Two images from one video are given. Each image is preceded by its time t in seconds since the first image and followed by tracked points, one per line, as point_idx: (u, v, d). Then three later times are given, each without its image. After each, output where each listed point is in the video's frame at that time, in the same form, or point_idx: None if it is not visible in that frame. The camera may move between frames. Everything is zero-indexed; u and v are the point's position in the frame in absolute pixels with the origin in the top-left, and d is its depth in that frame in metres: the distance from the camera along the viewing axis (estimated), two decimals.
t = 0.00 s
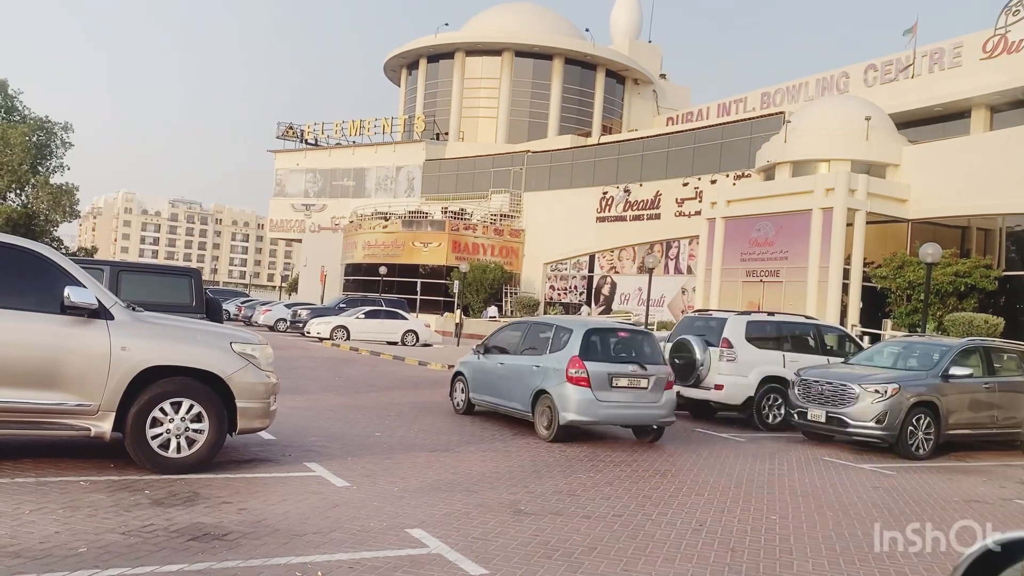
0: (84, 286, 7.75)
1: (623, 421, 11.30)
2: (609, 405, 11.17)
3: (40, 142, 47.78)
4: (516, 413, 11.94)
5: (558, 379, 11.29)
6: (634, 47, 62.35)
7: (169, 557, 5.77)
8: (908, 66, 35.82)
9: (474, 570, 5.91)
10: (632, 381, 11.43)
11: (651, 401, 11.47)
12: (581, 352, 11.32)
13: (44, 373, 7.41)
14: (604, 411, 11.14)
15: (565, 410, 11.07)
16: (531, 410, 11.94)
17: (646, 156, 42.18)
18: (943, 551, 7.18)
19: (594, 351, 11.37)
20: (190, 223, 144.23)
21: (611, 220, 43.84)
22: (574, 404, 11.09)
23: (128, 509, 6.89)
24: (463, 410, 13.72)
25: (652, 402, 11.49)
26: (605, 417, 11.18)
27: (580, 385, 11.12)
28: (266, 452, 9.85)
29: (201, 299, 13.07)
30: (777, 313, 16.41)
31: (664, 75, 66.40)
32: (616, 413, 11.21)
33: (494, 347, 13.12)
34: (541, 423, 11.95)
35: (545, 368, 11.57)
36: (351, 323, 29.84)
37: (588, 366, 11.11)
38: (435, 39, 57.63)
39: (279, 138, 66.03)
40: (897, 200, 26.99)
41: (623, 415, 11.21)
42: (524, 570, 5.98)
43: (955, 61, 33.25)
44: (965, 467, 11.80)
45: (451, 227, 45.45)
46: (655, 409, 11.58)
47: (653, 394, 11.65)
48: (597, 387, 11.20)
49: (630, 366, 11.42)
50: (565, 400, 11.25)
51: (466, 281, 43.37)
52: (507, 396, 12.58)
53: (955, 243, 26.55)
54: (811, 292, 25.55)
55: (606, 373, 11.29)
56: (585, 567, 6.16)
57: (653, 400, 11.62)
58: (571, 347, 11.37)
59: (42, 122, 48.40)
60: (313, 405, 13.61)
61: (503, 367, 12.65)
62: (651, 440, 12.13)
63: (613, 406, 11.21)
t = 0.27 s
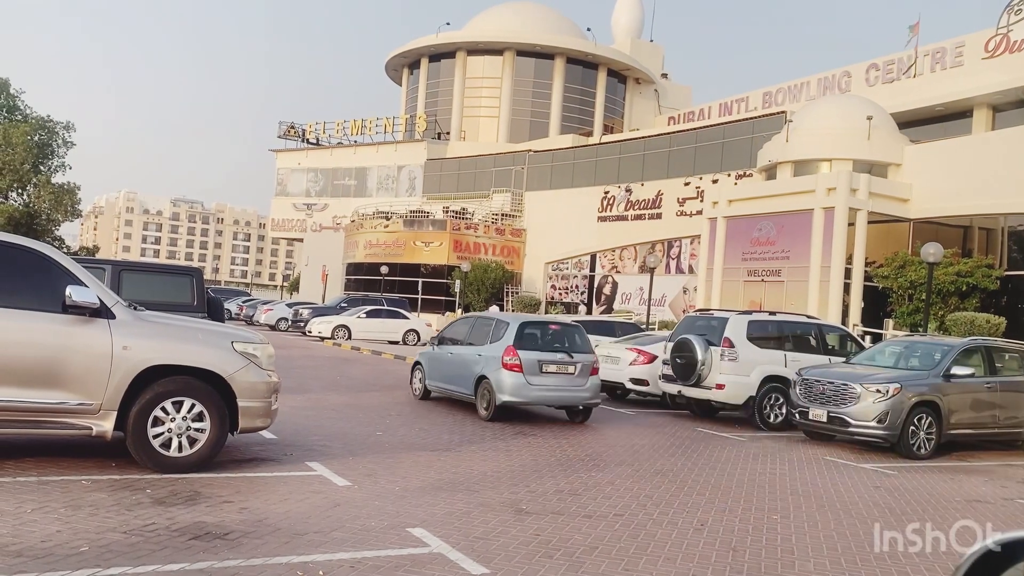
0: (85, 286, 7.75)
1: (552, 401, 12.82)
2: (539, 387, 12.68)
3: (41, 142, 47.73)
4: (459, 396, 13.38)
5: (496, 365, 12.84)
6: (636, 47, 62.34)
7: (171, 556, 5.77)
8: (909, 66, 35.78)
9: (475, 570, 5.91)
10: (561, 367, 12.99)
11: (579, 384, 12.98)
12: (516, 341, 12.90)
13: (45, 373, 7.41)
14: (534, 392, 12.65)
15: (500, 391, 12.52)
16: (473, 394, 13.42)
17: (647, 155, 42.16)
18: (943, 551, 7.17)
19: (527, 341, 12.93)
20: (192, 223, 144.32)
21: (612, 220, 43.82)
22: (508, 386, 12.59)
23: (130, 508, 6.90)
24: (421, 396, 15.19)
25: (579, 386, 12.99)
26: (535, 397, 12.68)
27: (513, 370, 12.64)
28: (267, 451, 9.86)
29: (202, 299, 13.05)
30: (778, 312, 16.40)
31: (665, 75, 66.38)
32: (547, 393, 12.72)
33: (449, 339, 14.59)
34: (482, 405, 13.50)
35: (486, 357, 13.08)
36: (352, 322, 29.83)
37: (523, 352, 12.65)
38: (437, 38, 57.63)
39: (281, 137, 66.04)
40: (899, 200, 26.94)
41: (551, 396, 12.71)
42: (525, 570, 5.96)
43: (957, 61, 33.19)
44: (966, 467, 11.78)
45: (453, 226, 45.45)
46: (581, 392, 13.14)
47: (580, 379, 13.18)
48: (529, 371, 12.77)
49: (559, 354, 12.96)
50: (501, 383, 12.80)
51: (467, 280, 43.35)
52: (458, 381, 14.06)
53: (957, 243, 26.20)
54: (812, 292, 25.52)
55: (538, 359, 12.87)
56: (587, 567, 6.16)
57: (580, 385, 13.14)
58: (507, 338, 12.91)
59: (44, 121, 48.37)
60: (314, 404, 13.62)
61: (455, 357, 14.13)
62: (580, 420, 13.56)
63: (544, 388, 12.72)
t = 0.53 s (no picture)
0: (88, 285, 7.75)
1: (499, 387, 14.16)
2: (488, 376, 13.98)
3: (43, 141, 47.70)
4: (417, 383, 14.62)
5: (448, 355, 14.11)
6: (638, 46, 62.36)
7: (172, 555, 5.77)
8: (911, 65, 35.75)
9: (477, 569, 5.89)
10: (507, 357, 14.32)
11: (525, 372, 14.32)
12: (467, 334, 14.17)
13: (47, 372, 7.42)
14: (483, 379, 13.94)
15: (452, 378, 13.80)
16: (430, 381, 14.70)
17: (649, 154, 42.14)
18: (943, 551, 7.16)
19: (477, 333, 14.21)
20: (194, 222, 144.45)
21: (614, 219, 43.80)
22: (460, 374, 13.89)
23: (132, 507, 6.90)
24: (386, 384, 16.46)
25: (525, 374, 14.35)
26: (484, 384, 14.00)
27: (464, 359, 13.92)
28: (269, 450, 9.86)
29: (203, 298, 13.02)
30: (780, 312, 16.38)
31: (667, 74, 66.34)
32: (494, 381, 14.05)
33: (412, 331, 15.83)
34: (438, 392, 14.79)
35: (441, 348, 14.33)
36: (354, 321, 29.84)
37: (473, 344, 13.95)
38: (439, 38, 57.65)
39: (283, 137, 66.06)
40: (902, 199, 26.89)
41: (499, 383, 14.03)
42: (527, 570, 5.95)
43: (960, 60, 33.16)
44: (968, 467, 11.76)
45: (454, 226, 45.44)
46: (527, 379, 14.49)
47: (525, 368, 14.47)
48: (478, 361, 14.07)
49: (506, 345, 14.24)
50: (453, 372, 14.08)
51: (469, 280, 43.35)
52: (418, 370, 15.32)
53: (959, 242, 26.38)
54: (815, 292, 25.50)
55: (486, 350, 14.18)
56: (588, 566, 6.15)
57: (526, 373, 14.43)
58: (460, 331, 14.18)
59: (46, 121, 48.35)
60: (316, 403, 13.63)
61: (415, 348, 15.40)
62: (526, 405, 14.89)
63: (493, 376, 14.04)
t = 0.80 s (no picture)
0: (91, 285, 7.77)
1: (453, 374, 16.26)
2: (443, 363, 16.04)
3: (46, 141, 47.69)
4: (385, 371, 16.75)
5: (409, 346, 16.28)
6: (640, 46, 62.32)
7: (175, 555, 5.78)
8: (914, 64, 35.70)
9: (480, 569, 5.90)
10: (461, 348, 16.49)
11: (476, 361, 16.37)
12: (425, 328, 16.34)
13: (51, 372, 7.43)
14: (439, 367, 16.27)
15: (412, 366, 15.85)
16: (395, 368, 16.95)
17: (652, 154, 42.12)
18: (944, 551, 7.16)
19: (434, 326, 16.46)
20: (196, 222, 144.63)
21: (616, 219, 43.80)
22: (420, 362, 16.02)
23: (135, 507, 6.91)
24: (359, 373, 18.63)
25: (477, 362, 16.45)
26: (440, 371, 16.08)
27: (423, 350, 16.26)
28: (272, 450, 9.88)
29: (207, 297, 13.01)
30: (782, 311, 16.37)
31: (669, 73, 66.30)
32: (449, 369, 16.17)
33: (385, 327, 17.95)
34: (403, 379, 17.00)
35: (404, 339, 16.50)
36: (356, 321, 29.85)
37: (429, 336, 16.04)
38: (441, 38, 57.66)
39: (285, 136, 66.10)
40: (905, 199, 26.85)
41: (454, 370, 16.25)
42: (530, 570, 5.95)
43: (962, 59, 33.11)
44: (971, 466, 11.74)
45: (456, 225, 45.44)
46: (479, 367, 16.72)
47: (478, 358, 16.72)
48: (435, 350, 16.31)
49: (460, 337, 16.53)
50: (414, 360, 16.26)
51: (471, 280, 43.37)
52: (386, 360, 17.52)
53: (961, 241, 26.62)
54: (817, 291, 25.49)
55: (441, 342, 16.33)
56: (591, 566, 6.15)
57: (478, 362, 16.70)
58: (420, 325, 16.49)
59: (49, 121, 48.38)
60: (318, 403, 13.65)
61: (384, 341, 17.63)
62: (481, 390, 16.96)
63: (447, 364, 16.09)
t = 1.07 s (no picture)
0: (94, 285, 7.78)
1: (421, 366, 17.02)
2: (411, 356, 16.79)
3: (49, 141, 47.71)
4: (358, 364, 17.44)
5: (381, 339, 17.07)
6: (642, 45, 62.31)
7: (177, 555, 5.78)
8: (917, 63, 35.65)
9: (482, 569, 5.90)
10: (431, 342, 17.23)
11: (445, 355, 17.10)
12: (395, 322, 17.10)
13: (54, 372, 7.44)
14: (409, 360, 16.88)
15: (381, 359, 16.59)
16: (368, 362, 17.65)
17: (654, 153, 42.10)
18: (944, 550, 7.15)
19: (405, 322, 17.13)
20: (199, 222, 144.82)
21: (618, 219, 43.78)
22: (390, 355, 16.75)
23: (137, 507, 6.91)
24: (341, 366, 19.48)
25: (447, 356, 17.14)
26: (409, 364, 16.84)
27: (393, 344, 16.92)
28: (274, 449, 9.88)
29: (209, 298, 13.02)
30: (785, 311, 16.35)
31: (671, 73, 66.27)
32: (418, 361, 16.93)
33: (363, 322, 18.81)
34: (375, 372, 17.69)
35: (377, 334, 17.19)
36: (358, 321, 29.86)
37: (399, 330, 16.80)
38: (443, 38, 57.68)
39: (287, 136, 66.11)
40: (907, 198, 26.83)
41: (423, 363, 16.84)
42: (532, 569, 5.95)
43: (965, 58, 33.07)
44: (974, 466, 11.72)
45: (459, 225, 45.43)
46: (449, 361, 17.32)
47: (447, 352, 17.32)
48: (406, 345, 16.94)
49: (429, 332, 17.18)
50: (385, 353, 17.02)
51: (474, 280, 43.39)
52: (362, 354, 18.28)
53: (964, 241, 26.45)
54: (820, 291, 25.45)
55: (411, 336, 17.09)
56: (594, 566, 6.14)
57: (447, 356, 17.31)
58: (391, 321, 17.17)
59: (52, 121, 48.41)
60: (321, 402, 13.65)
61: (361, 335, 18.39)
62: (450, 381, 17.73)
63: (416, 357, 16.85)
